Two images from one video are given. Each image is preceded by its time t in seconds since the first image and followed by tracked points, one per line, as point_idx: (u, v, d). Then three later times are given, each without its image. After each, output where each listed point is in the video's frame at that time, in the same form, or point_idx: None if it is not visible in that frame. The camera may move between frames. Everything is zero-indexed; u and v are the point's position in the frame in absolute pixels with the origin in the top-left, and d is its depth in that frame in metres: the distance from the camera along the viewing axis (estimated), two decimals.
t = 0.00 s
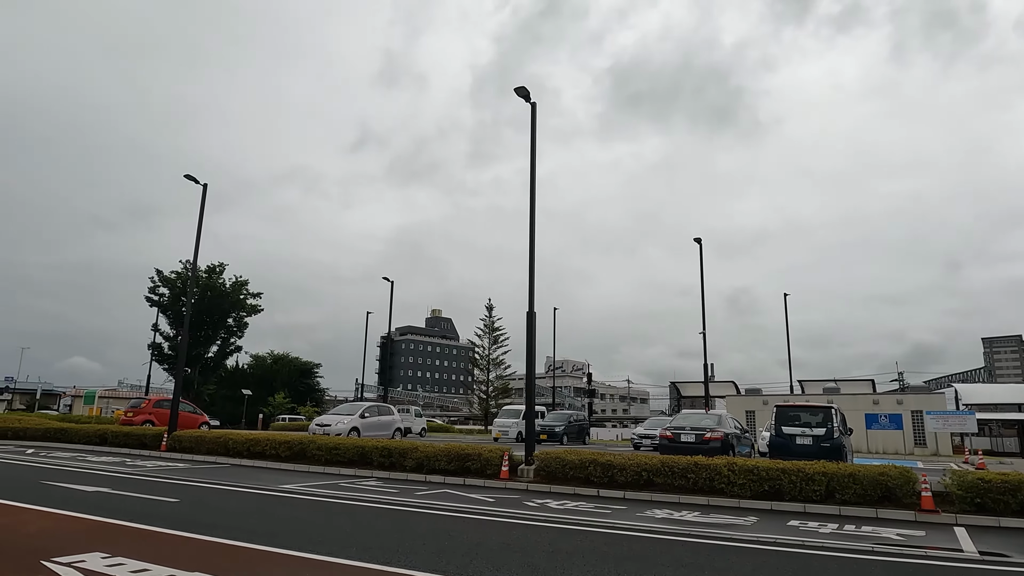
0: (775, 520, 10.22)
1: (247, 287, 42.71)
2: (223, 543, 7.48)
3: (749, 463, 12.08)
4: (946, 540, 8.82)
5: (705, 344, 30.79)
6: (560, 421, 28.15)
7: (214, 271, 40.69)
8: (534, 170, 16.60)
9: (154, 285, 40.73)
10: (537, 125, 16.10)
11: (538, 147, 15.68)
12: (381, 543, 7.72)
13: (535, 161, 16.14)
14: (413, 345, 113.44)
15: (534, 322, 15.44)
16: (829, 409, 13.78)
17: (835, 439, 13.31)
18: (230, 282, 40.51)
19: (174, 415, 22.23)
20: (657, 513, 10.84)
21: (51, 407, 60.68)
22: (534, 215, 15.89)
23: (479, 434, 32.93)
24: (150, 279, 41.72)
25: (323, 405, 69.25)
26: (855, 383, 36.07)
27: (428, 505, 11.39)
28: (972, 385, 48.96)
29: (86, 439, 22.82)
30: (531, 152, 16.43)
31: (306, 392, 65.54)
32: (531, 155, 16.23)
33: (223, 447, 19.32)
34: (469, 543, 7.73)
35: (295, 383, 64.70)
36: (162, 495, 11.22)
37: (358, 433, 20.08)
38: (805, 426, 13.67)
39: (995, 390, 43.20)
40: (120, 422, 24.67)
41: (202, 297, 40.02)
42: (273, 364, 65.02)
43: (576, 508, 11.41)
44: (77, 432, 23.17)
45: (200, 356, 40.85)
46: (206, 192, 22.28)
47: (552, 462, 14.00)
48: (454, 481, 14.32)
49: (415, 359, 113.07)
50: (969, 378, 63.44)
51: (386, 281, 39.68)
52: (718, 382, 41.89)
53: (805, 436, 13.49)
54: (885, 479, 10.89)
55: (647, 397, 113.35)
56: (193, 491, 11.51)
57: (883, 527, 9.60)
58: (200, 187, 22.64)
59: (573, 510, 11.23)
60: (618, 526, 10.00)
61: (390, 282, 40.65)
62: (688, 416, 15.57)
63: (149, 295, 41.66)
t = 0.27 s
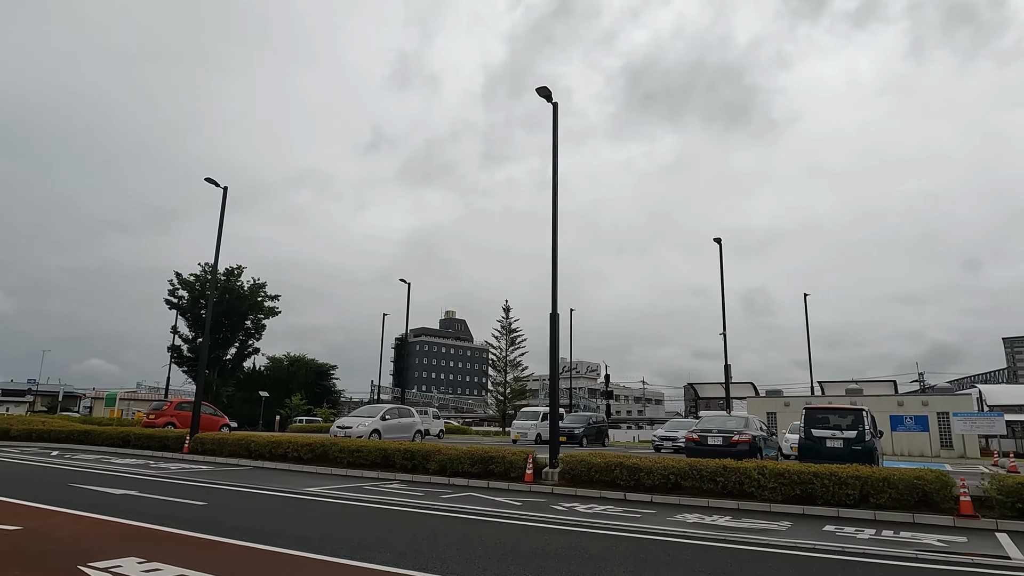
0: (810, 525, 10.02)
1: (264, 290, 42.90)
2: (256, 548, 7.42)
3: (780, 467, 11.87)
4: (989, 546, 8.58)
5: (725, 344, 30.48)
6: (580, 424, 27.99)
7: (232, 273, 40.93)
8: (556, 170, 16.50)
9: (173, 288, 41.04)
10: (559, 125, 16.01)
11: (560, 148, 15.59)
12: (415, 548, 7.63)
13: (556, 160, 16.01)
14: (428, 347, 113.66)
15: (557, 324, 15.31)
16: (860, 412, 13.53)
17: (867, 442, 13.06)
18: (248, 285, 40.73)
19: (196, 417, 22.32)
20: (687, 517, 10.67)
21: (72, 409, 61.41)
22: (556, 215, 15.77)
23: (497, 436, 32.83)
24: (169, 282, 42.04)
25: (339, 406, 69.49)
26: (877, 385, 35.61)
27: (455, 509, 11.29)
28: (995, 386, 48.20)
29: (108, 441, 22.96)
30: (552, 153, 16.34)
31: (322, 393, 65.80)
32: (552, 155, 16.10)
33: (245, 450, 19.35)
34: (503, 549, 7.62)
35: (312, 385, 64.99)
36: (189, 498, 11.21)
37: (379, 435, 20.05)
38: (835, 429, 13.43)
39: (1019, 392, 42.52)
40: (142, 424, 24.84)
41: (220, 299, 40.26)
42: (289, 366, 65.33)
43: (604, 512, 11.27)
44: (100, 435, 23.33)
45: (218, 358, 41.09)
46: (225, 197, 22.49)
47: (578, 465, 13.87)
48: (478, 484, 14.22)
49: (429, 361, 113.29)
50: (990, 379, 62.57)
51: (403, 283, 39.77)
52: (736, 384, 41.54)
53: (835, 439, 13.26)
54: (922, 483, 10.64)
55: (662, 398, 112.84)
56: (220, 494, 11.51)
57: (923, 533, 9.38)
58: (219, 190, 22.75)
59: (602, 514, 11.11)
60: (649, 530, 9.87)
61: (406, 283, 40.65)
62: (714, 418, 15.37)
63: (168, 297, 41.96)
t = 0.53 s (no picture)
0: (845, 527, 9.81)
1: (282, 291, 43.06)
2: (287, 550, 7.36)
3: (811, 468, 11.66)
4: None
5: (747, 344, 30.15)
6: (599, 424, 27.81)
7: (250, 275, 41.12)
8: (577, 169, 16.40)
9: (192, 290, 41.32)
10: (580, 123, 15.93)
11: (582, 146, 15.49)
12: (447, 550, 7.53)
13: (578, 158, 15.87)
14: (443, 348, 113.79)
15: (580, 323, 15.17)
16: (892, 412, 13.25)
17: (900, 443, 12.79)
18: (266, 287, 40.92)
19: (217, 419, 22.40)
20: (718, 519, 10.49)
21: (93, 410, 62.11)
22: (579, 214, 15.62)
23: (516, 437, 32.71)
24: (188, 284, 42.34)
25: (355, 408, 69.69)
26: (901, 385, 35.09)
27: (481, 510, 11.18)
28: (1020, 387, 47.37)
29: (131, 442, 23.10)
30: (574, 151, 16.24)
31: (339, 395, 66.01)
32: (574, 153, 15.97)
33: (267, 451, 19.38)
34: (537, 551, 7.50)
35: (328, 386, 65.25)
36: (215, 499, 11.19)
37: (400, 436, 20.01)
38: (867, 430, 13.17)
39: None
40: (164, 425, 25.00)
41: (238, 301, 40.48)
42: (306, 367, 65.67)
43: (633, 514, 11.12)
44: (122, 436, 23.48)
45: (237, 359, 41.31)
46: (246, 198, 22.88)
47: (603, 466, 13.72)
48: (503, 486, 14.10)
49: (444, 362, 113.44)
50: (1013, 380, 61.60)
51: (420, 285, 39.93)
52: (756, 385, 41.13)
53: (866, 440, 13.00)
54: (959, 485, 10.37)
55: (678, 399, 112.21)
56: (246, 495, 11.49)
57: (963, 536, 9.14)
58: (240, 192, 22.83)
59: (630, 516, 10.96)
60: (681, 533, 9.71)
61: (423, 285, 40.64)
62: (741, 419, 15.14)
63: (187, 299, 42.22)
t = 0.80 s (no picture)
0: (878, 531, 9.59)
1: (296, 292, 43.16)
2: (312, 553, 7.29)
3: (840, 470, 11.42)
4: None
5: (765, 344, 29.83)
6: (617, 425, 27.60)
7: (265, 276, 41.23)
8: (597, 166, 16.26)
9: (208, 291, 41.51)
10: (600, 121, 15.80)
11: (602, 143, 15.35)
12: (473, 554, 7.43)
13: (598, 156, 15.69)
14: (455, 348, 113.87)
15: (601, 323, 15.00)
16: (922, 412, 12.96)
17: (931, 444, 12.50)
18: (281, 288, 41.02)
19: (235, 419, 22.44)
20: (746, 522, 10.30)
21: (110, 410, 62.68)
22: (599, 213, 15.43)
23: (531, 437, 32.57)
24: (204, 285, 42.54)
25: (369, 408, 69.82)
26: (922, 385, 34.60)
27: (503, 511, 11.07)
28: None
29: (149, 442, 23.18)
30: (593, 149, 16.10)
31: (353, 395, 66.16)
32: (594, 151, 15.77)
33: (285, 451, 19.35)
34: (564, 556, 7.38)
35: (342, 387, 65.44)
36: (235, 499, 11.17)
37: (418, 437, 19.93)
38: (896, 431, 12.89)
39: None
40: (182, 426, 25.10)
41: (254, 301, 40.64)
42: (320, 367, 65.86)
43: (658, 516, 10.95)
44: (141, 436, 23.56)
45: (252, 360, 41.44)
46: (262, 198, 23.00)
47: (625, 468, 13.54)
48: (524, 487, 13.95)
49: (457, 362, 113.55)
50: None
51: (434, 286, 39.95)
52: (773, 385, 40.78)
53: (896, 440, 12.73)
54: (995, 488, 10.10)
55: (691, 399, 111.68)
56: (267, 496, 11.44)
57: (1001, 540, 8.89)
58: (256, 193, 22.84)
59: (656, 518, 10.79)
60: (709, 536, 9.53)
61: (438, 284, 40.60)
62: (765, 420, 14.90)
63: (203, 300, 42.43)
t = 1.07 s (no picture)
0: (914, 533, 9.36)
1: (311, 293, 43.24)
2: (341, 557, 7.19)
3: (871, 471, 11.18)
4: None
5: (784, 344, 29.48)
6: (634, 426, 27.39)
7: (280, 278, 41.32)
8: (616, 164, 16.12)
9: (223, 292, 41.65)
10: (619, 118, 15.70)
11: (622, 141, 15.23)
12: (504, 557, 7.30)
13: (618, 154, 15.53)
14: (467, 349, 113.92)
15: (622, 322, 14.82)
16: (953, 412, 12.68)
17: (963, 445, 12.22)
18: (296, 289, 41.08)
19: (253, 420, 22.46)
20: (776, 524, 10.10)
21: (126, 412, 63.11)
22: (619, 211, 15.25)
23: (547, 438, 32.42)
24: (218, 287, 42.70)
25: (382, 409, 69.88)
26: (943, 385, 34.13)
27: (527, 513, 10.93)
28: None
29: (168, 444, 23.25)
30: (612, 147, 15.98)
31: (366, 396, 66.27)
32: (615, 148, 15.61)
33: (303, 452, 19.32)
34: (598, 559, 7.24)
35: (356, 388, 65.57)
36: (258, 501, 11.11)
37: (435, 438, 19.83)
38: (927, 431, 12.64)
39: None
40: (200, 427, 25.14)
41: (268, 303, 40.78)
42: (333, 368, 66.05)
43: (686, 518, 10.76)
44: (159, 438, 23.64)
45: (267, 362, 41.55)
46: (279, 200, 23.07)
47: (649, 469, 13.35)
48: (546, 488, 13.81)
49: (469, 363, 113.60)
50: None
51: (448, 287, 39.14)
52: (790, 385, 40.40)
53: (926, 441, 12.48)
54: None
55: (704, 399, 111.09)
56: (290, 497, 11.36)
57: None
58: (273, 194, 22.85)
59: (683, 520, 10.59)
60: (740, 538, 9.33)
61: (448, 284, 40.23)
62: (790, 420, 14.67)
63: (218, 302, 42.57)
